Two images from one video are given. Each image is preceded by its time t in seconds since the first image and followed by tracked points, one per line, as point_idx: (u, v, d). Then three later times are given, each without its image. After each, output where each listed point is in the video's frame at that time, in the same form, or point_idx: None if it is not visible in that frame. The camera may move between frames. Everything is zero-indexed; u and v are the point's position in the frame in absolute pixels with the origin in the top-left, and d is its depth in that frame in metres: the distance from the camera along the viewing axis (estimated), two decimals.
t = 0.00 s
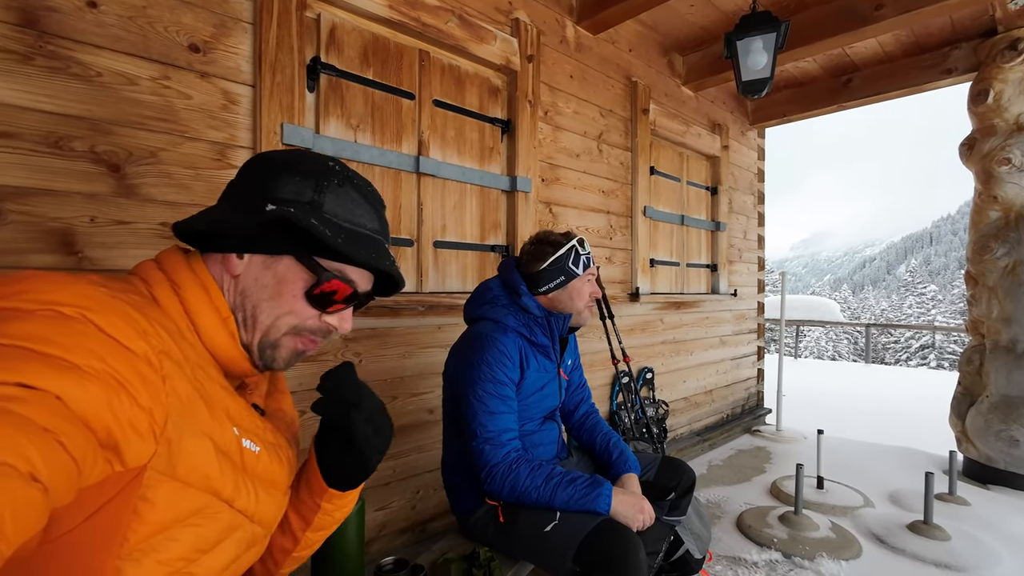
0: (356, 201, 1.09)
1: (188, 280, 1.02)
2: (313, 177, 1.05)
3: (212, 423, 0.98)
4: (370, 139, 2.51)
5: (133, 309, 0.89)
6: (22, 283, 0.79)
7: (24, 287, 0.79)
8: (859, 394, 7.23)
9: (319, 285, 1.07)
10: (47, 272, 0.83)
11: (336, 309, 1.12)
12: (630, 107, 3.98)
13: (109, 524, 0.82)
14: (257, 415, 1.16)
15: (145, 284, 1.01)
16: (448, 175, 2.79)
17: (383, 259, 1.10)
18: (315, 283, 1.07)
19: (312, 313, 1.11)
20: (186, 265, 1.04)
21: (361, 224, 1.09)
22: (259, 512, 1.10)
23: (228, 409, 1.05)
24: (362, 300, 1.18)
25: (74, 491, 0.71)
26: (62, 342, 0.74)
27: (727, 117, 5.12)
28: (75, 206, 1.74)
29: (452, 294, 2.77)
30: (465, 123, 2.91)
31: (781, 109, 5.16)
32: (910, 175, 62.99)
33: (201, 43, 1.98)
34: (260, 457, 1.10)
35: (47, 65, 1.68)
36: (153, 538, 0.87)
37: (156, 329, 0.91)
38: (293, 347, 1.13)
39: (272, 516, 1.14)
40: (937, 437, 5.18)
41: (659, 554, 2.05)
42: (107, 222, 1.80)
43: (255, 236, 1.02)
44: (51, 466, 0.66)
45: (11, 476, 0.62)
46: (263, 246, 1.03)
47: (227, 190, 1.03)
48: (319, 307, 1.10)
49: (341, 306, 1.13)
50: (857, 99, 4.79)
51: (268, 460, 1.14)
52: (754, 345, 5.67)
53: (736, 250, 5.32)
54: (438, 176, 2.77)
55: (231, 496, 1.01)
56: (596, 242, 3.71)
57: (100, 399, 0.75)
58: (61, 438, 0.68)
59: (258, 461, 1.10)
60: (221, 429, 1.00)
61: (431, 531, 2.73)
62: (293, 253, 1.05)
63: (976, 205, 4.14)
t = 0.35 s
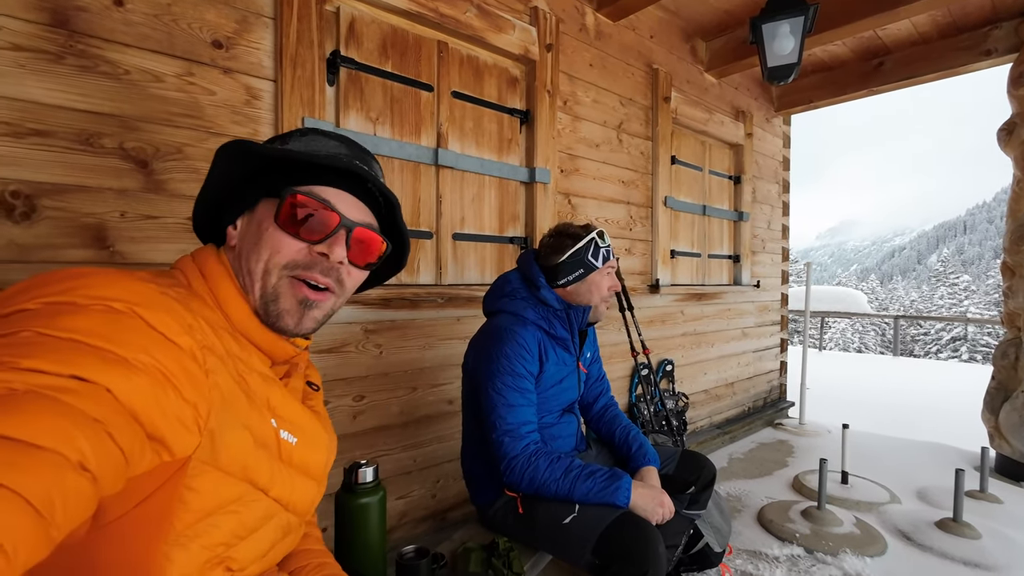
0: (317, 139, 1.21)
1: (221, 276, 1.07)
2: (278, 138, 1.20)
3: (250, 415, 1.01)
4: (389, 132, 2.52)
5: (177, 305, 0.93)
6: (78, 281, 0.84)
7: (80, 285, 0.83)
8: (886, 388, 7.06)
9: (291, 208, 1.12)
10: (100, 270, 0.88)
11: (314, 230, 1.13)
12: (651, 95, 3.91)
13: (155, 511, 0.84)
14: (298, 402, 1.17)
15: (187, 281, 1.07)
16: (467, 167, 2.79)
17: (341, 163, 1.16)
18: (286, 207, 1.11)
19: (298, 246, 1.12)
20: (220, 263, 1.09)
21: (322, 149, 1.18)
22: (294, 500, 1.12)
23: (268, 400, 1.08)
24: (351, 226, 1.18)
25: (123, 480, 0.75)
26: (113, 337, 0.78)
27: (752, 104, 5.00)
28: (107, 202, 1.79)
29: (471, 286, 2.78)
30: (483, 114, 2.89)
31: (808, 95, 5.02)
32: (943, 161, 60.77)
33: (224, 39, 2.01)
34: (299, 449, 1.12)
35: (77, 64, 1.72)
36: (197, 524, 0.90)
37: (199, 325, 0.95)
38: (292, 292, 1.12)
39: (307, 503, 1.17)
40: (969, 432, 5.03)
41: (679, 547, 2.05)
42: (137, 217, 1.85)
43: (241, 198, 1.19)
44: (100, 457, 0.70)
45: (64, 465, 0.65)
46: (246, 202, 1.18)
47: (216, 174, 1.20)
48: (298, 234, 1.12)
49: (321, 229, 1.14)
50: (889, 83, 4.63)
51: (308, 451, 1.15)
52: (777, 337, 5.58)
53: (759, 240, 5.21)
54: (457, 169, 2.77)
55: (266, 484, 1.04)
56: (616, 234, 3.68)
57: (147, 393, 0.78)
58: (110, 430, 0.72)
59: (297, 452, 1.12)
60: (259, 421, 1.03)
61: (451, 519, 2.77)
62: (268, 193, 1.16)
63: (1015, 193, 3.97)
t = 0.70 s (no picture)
0: (356, 145, 1.20)
1: (248, 274, 1.09)
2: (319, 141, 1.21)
3: (271, 409, 1.02)
4: (395, 124, 2.51)
5: (205, 301, 0.94)
6: (109, 273, 0.85)
7: (112, 278, 0.84)
8: (893, 380, 7.03)
9: (323, 212, 1.13)
10: (131, 263, 0.89)
11: (345, 236, 1.14)
12: (658, 84, 3.87)
13: (180, 500, 0.85)
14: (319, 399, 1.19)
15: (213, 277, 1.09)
16: (472, 158, 2.79)
17: (376, 173, 1.16)
18: (318, 212, 1.13)
19: (326, 251, 1.13)
20: (248, 259, 1.11)
21: (360, 158, 1.18)
22: (311, 493, 1.13)
23: (289, 394, 1.09)
24: (379, 236, 1.18)
25: (149, 471, 0.76)
26: (144, 331, 0.80)
27: (760, 93, 4.94)
28: (116, 195, 1.80)
29: (477, 278, 2.78)
30: (489, 105, 2.88)
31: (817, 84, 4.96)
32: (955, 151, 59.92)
33: (229, 31, 2.00)
34: (318, 443, 1.14)
35: (84, 57, 1.72)
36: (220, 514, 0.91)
37: (225, 320, 0.96)
38: (316, 296, 1.12)
39: (323, 497, 1.18)
40: (976, 424, 5.01)
41: (684, 538, 2.06)
42: (146, 210, 1.86)
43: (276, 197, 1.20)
44: (128, 448, 0.71)
45: (93, 454, 0.67)
46: (280, 201, 1.19)
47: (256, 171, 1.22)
48: (328, 238, 1.13)
49: (352, 236, 1.14)
50: (900, 72, 4.56)
51: (326, 445, 1.16)
52: (783, 329, 5.56)
53: (766, 231, 5.18)
54: (463, 160, 2.76)
55: (286, 477, 1.05)
56: (622, 225, 3.67)
57: (173, 386, 0.80)
58: (138, 422, 0.73)
59: (315, 447, 1.13)
60: (279, 414, 1.04)
61: (458, 509, 2.80)
62: (301, 195, 1.17)
63: None
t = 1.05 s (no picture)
0: (366, 152, 1.17)
1: (244, 268, 1.08)
2: (330, 143, 1.18)
3: (266, 402, 1.02)
4: (387, 115, 2.49)
5: (198, 292, 0.93)
6: (103, 264, 0.84)
7: (104, 268, 0.83)
8: (883, 372, 7.10)
9: (327, 217, 1.11)
10: (125, 253, 0.88)
11: (345, 245, 1.12)
12: (652, 77, 3.86)
13: (173, 492, 0.85)
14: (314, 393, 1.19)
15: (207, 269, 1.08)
16: (465, 150, 2.77)
17: (384, 186, 1.13)
18: (322, 217, 1.11)
19: (326, 257, 1.11)
20: (246, 254, 1.10)
21: (370, 166, 1.16)
22: (304, 486, 1.13)
23: (283, 387, 1.09)
24: (380, 247, 1.16)
25: (143, 462, 0.76)
26: (137, 322, 0.79)
27: (754, 86, 4.94)
28: (103, 185, 1.78)
29: (470, 271, 2.78)
30: (482, 96, 2.86)
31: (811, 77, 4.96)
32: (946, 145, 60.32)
33: (218, 19, 1.97)
34: (312, 436, 1.13)
35: (69, 44, 1.69)
36: (213, 506, 0.91)
37: (218, 312, 0.96)
38: (313, 300, 1.11)
39: (316, 489, 1.17)
40: (964, 416, 5.08)
41: (676, 528, 2.09)
42: (134, 201, 1.84)
43: (282, 195, 1.18)
44: (120, 438, 0.70)
45: (86, 444, 0.66)
46: (284, 201, 1.17)
47: (264, 168, 1.19)
48: (330, 246, 1.11)
49: (354, 245, 1.12)
50: (893, 65, 4.57)
51: (321, 438, 1.16)
52: (775, 321, 5.59)
53: (759, 224, 5.19)
54: (455, 152, 2.74)
55: (279, 469, 1.04)
56: (616, 218, 3.67)
57: (168, 377, 0.79)
58: (132, 413, 0.73)
59: (310, 440, 1.13)
60: (273, 407, 1.04)
61: (452, 501, 2.81)
62: (304, 197, 1.15)
63: (1017, 176, 3.94)
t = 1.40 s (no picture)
0: (350, 143, 1.17)
1: (229, 265, 1.06)
2: (312, 137, 1.17)
3: (255, 401, 1.01)
4: (381, 113, 2.48)
5: (186, 291, 0.92)
6: (89, 264, 0.83)
7: (91, 268, 0.82)
8: (874, 370, 7.18)
9: (313, 211, 1.11)
10: (111, 253, 0.87)
11: (333, 237, 1.12)
12: (645, 76, 3.87)
13: (164, 493, 0.84)
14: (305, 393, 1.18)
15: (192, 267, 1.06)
16: (459, 149, 2.76)
17: (373, 176, 1.14)
18: (309, 212, 1.11)
19: (314, 251, 1.11)
20: (231, 251, 1.08)
21: (355, 159, 1.15)
22: (296, 485, 1.12)
23: (273, 385, 1.08)
24: (368, 239, 1.17)
25: (131, 464, 0.75)
26: (124, 322, 0.78)
27: (745, 86, 4.97)
28: (93, 184, 1.76)
29: (464, 270, 2.77)
30: (476, 95, 2.85)
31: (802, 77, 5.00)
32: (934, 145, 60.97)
33: (209, 17, 1.96)
34: (303, 435, 1.13)
35: (57, 41, 1.67)
36: (203, 506, 0.90)
37: (206, 311, 0.95)
38: (304, 293, 1.11)
39: (308, 488, 1.17)
40: (952, 413, 5.14)
41: (669, 525, 2.10)
42: (124, 200, 1.82)
43: (266, 190, 1.16)
44: (109, 439, 0.70)
45: (73, 445, 0.65)
46: (269, 195, 1.15)
47: (247, 162, 1.18)
48: (317, 239, 1.11)
49: (342, 238, 1.12)
50: (883, 65, 4.62)
51: (312, 437, 1.15)
52: (767, 320, 5.63)
53: (751, 224, 5.23)
54: (449, 151, 2.74)
55: (270, 469, 1.04)
56: (609, 217, 3.68)
57: (156, 377, 0.78)
58: (120, 413, 0.72)
59: (300, 438, 1.12)
60: (263, 405, 1.03)
61: (446, 500, 2.81)
62: (290, 191, 1.14)
63: (1004, 176, 3.99)
